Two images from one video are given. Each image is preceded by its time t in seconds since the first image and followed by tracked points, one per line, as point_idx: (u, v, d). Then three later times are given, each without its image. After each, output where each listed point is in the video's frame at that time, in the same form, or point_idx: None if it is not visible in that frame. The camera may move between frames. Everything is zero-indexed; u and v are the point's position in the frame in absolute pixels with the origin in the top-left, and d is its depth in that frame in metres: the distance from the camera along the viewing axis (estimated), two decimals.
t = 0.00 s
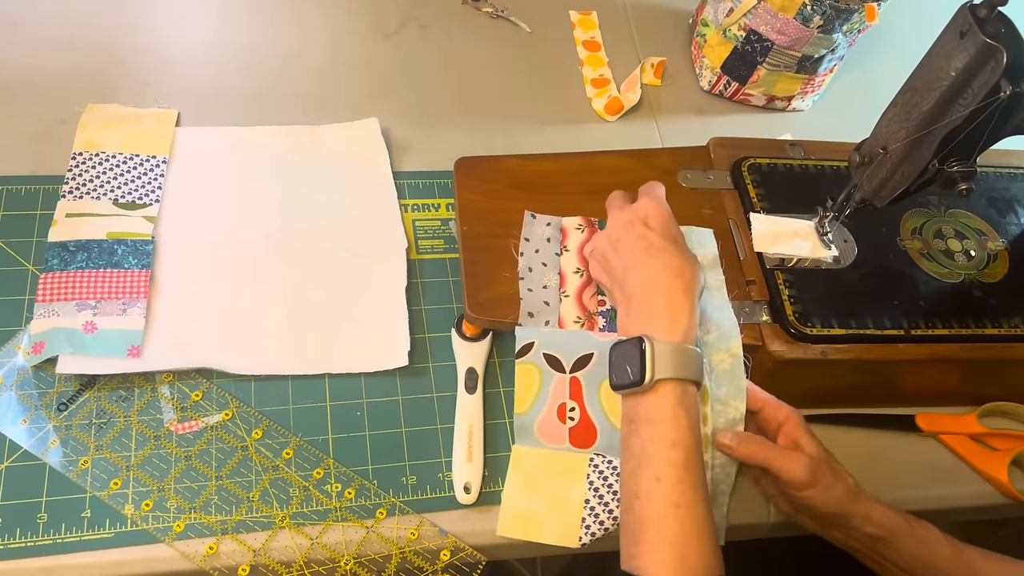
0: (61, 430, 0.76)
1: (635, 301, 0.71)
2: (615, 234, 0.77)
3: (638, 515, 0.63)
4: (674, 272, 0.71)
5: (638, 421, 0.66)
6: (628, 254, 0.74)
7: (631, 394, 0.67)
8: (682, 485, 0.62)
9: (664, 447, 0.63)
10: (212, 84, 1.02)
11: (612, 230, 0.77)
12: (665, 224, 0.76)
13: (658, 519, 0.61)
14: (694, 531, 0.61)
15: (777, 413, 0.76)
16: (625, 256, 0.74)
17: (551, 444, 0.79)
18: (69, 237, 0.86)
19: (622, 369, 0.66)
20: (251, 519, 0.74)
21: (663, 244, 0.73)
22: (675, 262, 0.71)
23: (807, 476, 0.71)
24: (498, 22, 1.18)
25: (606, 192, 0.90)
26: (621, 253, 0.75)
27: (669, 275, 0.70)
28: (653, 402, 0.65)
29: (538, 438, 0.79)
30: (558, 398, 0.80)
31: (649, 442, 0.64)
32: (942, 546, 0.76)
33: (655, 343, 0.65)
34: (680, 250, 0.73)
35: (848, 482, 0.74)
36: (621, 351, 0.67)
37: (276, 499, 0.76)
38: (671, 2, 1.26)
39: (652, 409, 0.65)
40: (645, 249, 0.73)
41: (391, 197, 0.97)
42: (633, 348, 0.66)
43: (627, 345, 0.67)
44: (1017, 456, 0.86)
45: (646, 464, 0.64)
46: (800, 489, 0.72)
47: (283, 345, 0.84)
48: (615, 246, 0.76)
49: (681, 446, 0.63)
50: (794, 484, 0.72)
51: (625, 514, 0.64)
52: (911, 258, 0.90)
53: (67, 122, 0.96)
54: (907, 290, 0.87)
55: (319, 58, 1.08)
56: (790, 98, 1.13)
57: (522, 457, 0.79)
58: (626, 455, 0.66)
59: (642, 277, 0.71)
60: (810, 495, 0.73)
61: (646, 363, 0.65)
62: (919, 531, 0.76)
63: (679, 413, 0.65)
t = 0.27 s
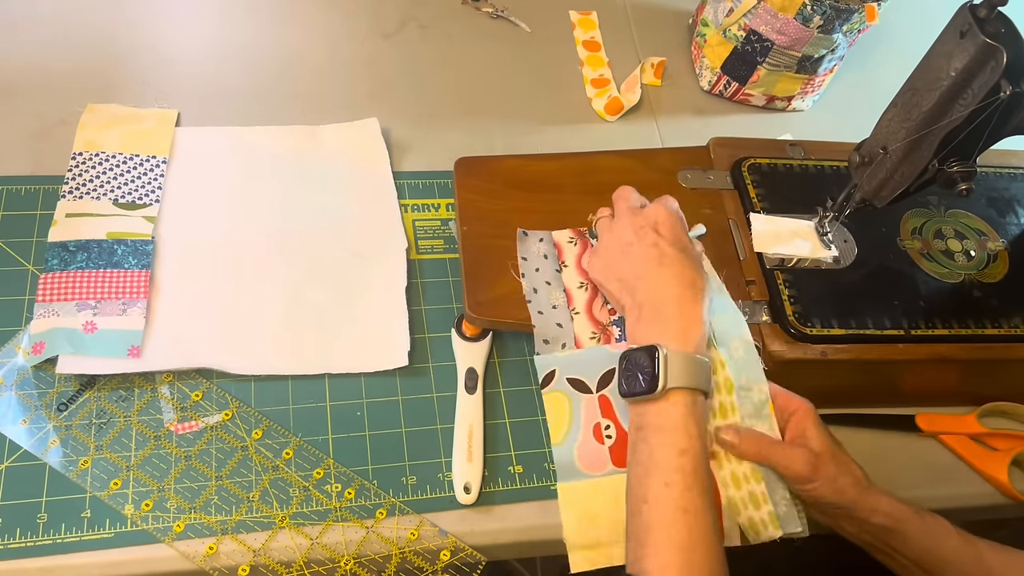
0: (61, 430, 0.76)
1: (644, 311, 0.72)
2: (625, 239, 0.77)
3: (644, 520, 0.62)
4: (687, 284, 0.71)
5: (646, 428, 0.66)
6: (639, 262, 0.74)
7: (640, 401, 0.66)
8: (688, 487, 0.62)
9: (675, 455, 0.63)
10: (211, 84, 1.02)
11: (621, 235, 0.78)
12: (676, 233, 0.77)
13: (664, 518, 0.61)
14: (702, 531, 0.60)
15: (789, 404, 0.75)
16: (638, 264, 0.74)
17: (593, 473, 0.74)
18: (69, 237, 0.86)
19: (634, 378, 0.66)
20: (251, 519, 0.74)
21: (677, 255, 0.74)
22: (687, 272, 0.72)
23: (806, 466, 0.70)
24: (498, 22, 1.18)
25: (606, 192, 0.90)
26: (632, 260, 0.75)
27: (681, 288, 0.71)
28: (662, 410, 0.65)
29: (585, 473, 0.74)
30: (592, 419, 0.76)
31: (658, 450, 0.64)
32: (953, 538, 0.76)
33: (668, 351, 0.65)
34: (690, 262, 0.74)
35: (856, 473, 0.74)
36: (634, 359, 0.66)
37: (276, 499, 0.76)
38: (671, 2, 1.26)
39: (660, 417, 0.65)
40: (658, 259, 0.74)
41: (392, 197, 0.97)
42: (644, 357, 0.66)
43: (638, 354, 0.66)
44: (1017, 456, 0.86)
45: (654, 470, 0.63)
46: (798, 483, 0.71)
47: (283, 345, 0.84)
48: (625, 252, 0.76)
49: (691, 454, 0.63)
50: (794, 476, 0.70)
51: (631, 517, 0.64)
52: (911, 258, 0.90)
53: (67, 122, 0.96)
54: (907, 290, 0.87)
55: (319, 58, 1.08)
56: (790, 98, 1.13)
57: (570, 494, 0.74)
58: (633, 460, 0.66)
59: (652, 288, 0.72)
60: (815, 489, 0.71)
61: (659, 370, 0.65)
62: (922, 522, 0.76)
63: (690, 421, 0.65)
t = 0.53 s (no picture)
0: (61, 430, 0.76)
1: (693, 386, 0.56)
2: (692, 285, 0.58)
3: None
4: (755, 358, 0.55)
5: (688, 511, 0.55)
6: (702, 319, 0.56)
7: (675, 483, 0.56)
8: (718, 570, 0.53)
9: (710, 547, 0.53)
10: (212, 84, 1.02)
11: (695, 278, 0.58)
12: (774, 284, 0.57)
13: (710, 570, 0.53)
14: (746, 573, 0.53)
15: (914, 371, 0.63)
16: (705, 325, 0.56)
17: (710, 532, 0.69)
18: (69, 237, 0.86)
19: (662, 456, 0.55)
20: (251, 519, 0.74)
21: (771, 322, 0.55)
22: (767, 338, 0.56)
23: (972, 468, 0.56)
24: (498, 22, 1.18)
25: (606, 192, 0.90)
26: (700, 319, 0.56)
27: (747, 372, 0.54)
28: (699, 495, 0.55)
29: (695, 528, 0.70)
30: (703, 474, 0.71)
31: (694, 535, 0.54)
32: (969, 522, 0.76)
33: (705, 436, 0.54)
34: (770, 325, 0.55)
35: None
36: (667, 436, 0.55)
37: (276, 499, 0.76)
38: (671, 2, 1.26)
39: (700, 500, 0.55)
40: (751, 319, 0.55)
41: (392, 197, 0.97)
42: (678, 440, 0.54)
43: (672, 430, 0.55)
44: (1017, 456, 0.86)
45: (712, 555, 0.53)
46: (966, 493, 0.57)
47: (283, 345, 0.84)
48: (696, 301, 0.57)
49: (727, 542, 0.53)
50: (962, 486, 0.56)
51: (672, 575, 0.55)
52: (911, 258, 0.90)
53: (67, 122, 0.96)
54: (907, 290, 0.87)
55: (319, 58, 1.08)
56: (790, 98, 1.13)
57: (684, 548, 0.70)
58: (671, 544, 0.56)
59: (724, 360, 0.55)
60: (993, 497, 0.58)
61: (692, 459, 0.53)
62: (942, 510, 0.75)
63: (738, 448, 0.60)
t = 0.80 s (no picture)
0: (61, 430, 0.76)
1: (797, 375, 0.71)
2: (817, 284, 0.74)
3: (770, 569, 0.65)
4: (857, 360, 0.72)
5: (782, 480, 0.68)
6: (816, 317, 0.72)
7: (782, 454, 0.69)
8: (814, 534, 0.65)
9: (810, 512, 0.66)
10: (212, 84, 1.02)
11: (818, 277, 0.74)
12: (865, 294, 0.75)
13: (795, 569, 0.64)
14: None
15: (945, 418, 0.81)
16: (827, 322, 0.72)
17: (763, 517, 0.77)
18: (69, 237, 0.86)
19: (785, 432, 0.68)
20: (251, 519, 0.74)
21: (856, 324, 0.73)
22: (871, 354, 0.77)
23: (959, 518, 0.74)
24: (498, 22, 1.18)
25: (606, 192, 0.90)
26: (810, 314, 0.72)
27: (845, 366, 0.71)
28: (805, 468, 0.68)
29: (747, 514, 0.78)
30: (753, 466, 0.79)
31: (797, 503, 0.66)
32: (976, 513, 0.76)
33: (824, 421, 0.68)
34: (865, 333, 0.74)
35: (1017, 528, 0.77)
36: (785, 415, 0.69)
37: (276, 499, 0.76)
38: (671, 2, 1.26)
39: (798, 472, 0.68)
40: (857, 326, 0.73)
41: (392, 197, 0.97)
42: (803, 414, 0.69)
43: (790, 410, 0.69)
44: (1017, 456, 0.86)
45: (787, 521, 0.66)
46: (950, 541, 0.75)
47: (283, 345, 0.84)
48: (806, 299, 0.73)
49: (824, 514, 0.66)
50: (947, 531, 0.75)
51: (755, 563, 0.66)
52: (911, 258, 0.90)
53: (66, 122, 0.96)
54: (907, 290, 0.87)
55: (319, 59, 1.08)
56: (790, 98, 1.13)
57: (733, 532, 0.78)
58: (764, 509, 0.68)
59: (810, 360, 0.71)
60: (977, 550, 0.74)
61: (814, 433, 0.68)
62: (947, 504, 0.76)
63: (828, 486, 0.68)
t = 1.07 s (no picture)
0: (61, 430, 0.76)
1: (774, 389, 0.72)
2: (772, 296, 0.75)
3: None
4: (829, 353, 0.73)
5: (765, 491, 0.70)
6: (774, 328, 0.74)
7: (762, 465, 0.70)
8: (797, 544, 0.67)
9: (790, 522, 0.68)
10: (212, 84, 1.02)
11: (760, 289, 0.76)
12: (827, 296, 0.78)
13: None
14: None
15: (928, 426, 0.81)
16: (782, 330, 0.73)
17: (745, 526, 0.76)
18: (69, 237, 0.86)
19: (763, 444, 0.70)
20: (251, 519, 0.74)
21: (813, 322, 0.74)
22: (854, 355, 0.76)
23: (939, 527, 0.73)
24: (498, 22, 1.18)
25: (606, 192, 0.90)
26: (770, 326, 0.74)
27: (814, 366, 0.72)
28: (785, 479, 0.69)
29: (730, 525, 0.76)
30: (734, 475, 0.76)
31: (777, 515, 0.68)
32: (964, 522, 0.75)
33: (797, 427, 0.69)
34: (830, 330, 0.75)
35: (997, 537, 0.77)
36: (763, 426, 0.70)
37: (276, 499, 0.76)
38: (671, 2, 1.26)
39: (779, 482, 0.70)
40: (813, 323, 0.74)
41: (392, 197, 0.97)
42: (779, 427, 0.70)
43: (767, 422, 0.70)
44: (1017, 456, 0.86)
45: (769, 532, 0.68)
46: (931, 549, 0.74)
47: (283, 346, 0.84)
48: (762, 313, 0.75)
49: (806, 523, 0.68)
50: (928, 540, 0.74)
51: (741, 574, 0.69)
52: (911, 258, 0.90)
53: (66, 122, 0.96)
54: (907, 290, 0.88)
55: (319, 59, 1.08)
56: (790, 98, 1.13)
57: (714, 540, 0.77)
58: (748, 521, 0.70)
59: (786, 368, 0.72)
60: (957, 559, 0.74)
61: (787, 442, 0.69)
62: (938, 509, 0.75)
63: (809, 492, 0.69)
